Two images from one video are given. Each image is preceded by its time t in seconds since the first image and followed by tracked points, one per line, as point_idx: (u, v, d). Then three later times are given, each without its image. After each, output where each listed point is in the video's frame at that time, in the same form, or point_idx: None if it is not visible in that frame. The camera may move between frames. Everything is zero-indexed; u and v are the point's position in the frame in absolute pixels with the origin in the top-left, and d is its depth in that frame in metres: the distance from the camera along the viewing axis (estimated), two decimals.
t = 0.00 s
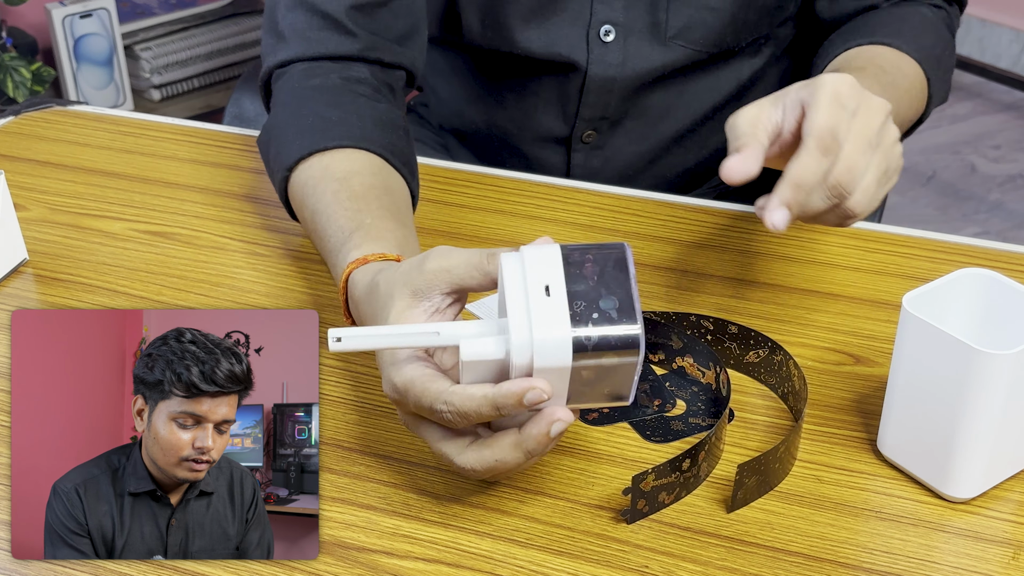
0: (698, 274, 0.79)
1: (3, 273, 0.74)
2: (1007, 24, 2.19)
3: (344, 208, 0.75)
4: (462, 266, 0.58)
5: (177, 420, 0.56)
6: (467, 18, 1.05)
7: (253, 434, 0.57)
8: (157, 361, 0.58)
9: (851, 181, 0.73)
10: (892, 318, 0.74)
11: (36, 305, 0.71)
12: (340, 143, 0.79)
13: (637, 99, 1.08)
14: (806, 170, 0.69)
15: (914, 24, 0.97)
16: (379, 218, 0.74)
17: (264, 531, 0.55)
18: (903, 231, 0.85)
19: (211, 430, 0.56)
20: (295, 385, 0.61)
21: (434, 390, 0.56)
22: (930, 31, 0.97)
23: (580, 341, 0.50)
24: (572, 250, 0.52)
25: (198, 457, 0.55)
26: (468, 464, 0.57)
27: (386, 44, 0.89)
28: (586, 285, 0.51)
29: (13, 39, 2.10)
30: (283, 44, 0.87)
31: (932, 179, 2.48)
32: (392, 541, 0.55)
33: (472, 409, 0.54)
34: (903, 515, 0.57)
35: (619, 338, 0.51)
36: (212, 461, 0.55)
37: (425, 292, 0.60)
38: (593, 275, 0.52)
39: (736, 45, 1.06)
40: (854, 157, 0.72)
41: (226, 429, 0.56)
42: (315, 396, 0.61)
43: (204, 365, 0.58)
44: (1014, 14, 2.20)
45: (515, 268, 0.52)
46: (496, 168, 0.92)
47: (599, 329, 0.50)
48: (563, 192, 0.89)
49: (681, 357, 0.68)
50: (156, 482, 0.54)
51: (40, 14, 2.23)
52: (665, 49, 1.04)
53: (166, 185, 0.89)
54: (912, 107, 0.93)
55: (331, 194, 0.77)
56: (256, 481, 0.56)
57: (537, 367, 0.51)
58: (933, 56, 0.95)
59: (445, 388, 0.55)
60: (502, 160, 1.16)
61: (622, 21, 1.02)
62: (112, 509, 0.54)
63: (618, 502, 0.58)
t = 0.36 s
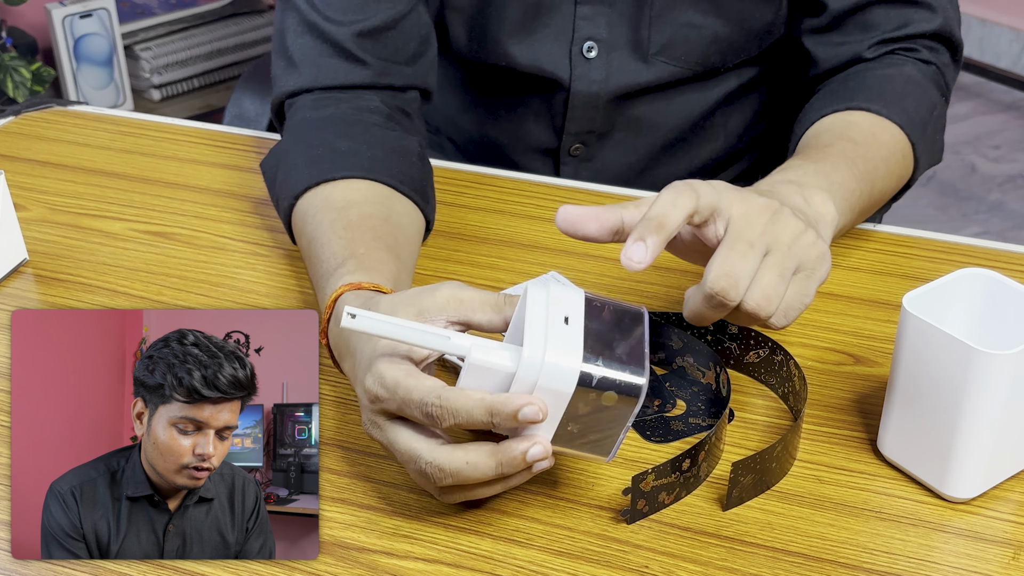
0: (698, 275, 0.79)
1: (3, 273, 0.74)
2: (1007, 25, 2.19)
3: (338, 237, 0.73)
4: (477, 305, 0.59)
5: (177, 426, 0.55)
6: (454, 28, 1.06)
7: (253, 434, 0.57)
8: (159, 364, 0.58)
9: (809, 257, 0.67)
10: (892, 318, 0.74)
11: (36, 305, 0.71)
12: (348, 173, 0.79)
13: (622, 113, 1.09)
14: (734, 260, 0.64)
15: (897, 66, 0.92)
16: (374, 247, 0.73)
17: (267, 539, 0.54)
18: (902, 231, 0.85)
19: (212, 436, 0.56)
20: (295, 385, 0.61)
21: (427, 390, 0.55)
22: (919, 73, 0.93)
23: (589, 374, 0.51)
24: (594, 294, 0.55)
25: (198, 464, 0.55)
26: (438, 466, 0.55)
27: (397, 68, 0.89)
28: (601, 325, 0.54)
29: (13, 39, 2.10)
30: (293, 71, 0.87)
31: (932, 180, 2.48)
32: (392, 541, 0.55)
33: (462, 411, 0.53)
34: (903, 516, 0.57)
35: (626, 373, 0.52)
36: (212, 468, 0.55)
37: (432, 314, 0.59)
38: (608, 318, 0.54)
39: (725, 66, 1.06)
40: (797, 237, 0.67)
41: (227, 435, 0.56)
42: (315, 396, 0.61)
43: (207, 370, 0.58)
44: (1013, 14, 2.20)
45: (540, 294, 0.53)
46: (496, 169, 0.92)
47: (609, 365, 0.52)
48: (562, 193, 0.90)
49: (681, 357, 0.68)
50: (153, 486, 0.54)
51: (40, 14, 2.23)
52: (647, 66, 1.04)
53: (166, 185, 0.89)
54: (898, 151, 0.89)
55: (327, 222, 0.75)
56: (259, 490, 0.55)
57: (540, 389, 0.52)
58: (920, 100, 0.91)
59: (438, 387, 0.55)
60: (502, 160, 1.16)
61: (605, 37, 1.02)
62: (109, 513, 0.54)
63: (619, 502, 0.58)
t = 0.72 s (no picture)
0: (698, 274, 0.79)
1: (3, 273, 0.74)
2: (1007, 25, 2.19)
3: (338, 240, 0.73)
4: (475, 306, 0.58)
5: (177, 427, 0.56)
6: (444, 28, 1.05)
7: (253, 434, 0.57)
8: (159, 365, 0.58)
9: (806, 291, 0.64)
10: (892, 318, 0.74)
11: (36, 305, 0.71)
12: (344, 173, 0.79)
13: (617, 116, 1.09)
14: (728, 297, 0.61)
15: (886, 78, 0.92)
16: (373, 250, 0.73)
17: (266, 542, 0.54)
18: (902, 231, 0.85)
19: (211, 438, 0.56)
20: (295, 385, 0.61)
21: (433, 405, 0.55)
22: (909, 84, 0.92)
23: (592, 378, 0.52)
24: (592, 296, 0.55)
25: (197, 464, 0.55)
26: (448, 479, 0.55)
27: (392, 69, 0.89)
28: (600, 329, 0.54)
29: (13, 39, 2.10)
30: (288, 73, 0.87)
31: (932, 180, 2.48)
32: (392, 541, 0.55)
33: (470, 429, 0.53)
34: (903, 515, 0.57)
35: (630, 375, 0.52)
36: (212, 469, 0.55)
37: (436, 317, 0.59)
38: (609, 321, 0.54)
39: (713, 69, 1.06)
40: (794, 272, 0.64)
41: (226, 437, 0.57)
42: (315, 396, 0.62)
43: (207, 371, 0.58)
44: (1013, 14, 2.21)
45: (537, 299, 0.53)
46: (495, 169, 0.92)
47: (609, 372, 0.52)
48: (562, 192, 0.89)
49: (682, 357, 0.67)
50: (152, 486, 0.54)
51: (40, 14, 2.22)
52: (637, 68, 1.04)
53: (166, 185, 0.89)
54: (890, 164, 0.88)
55: (327, 225, 0.75)
56: (259, 494, 0.56)
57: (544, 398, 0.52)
58: (910, 112, 0.91)
59: (444, 403, 0.55)
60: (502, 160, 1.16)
61: (595, 42, 1.03)
62: (109, 514, 0.54)
63: (619, 502, 0.58)
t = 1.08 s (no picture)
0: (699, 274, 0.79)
1: (3, 273, 0.74)
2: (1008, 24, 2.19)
3: (349, 237, 0.73)
4: (479, 292, 0.56)
5: (186, 433, 0.55)
6: (446, 29, 1.05)
7: (253, 434, 0.57)
8: (170, 370, 0.58)
9: (823, 307, 0.65)
10: (892, 318, 0.74)
11: (36, 304, 0.71)
12: (349, 173, 0.79)
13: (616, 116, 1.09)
14: (758, 295, 0.61)
15: (886, 102, 0.92)
16: (384, 247, 0.72)
17: (272, 549, 0.54)
18: (902, 231, 0.85)
19: (221, 445, 0.56)
20: (295, 385, 0.61)
21: (463, 425, 0.55)
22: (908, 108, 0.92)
23: (604, 380, 0.49)
24: (584, 286, 0.49)
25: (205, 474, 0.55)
26: (497, 478, 0.57)
27: (392, 72, 0.89)
28: (604, 323, 0.49)
29: (13, 39, 2.10)
30: (289, 73, 0.87)
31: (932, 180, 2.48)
32: (392, 540, 0.55)
33: (505, 447, 0.54)
34: (903, 515, 0.57)
35: (645, 367, 0.49)
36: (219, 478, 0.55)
37: (444, 317, 0.58)
38: (611, 310, 0.49)
39: (709, 78, 1.07)
40: (820, 287, 0.64)
41: (236, 445, 0.56)
42: (315, 396, 0.61)
43: (220, 378, 0.57)
44: (1012, 13, 2.21)
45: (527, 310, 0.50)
46: (495, 169, 0.92)
47: (620, 369, 0.49)
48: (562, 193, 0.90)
49: (681, 357, 0.68)
50: (158, 491, 0.54)
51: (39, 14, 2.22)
52: (635, 74, 1.05)
53: (166, 185, 0.89)
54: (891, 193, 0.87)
55: (336, 223, 0.75)
56: (265, 498, 0.56)
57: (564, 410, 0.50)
58: (909, 137, 0.90)
59: (475, 423, 0.55)
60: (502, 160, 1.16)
61: (593, 48, 1.02)
62: (112, 516, 0.54)
63: (619, 502, 0.58)
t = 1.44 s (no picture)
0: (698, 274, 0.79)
1: (3, 273, 0.74)
2: (1008, 24, 2.20)
3: (347, 240, 0.73)
4: (441, 318, 0.55)
5: (189, 429, 0.55)
6: (451, 31, 1.06)
7: (253, 434, 0.57)
8: (172, 368, 0.58)
9: (812, 273, 0.68)
10: (892, 318, 0.74)
11: (35, 304, 0.71)
12: (347, 173, 0.79)
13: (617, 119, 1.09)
14: (741, 262, 0.65)
15: (894, 112, 0.92)
16: (382, 250, 0.72)
17: (275, 550, 0.54)
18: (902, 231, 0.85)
19: (225, 440, 0.56)
20: (295, 385, 0.61)
21: (452, 470, 0.55)
22: (916, 115, 0.93)
23: (579, 418, 0.49)
24: (536, 334, 0.47)
25: (210, 468, 0.55)
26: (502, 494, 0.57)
27: (393, 76, 0.89)
28: (568, 367, 0.48)
29: (13, 39, 2.10)
30: (289, 74, 0.87)
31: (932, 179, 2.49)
32: (392, 539, 0.55)
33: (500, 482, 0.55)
34: (903, 514, 0.57)
35: (619, 395, 0.48)
36: (223, 472, 0.55)
37: (415, 350, 0.58)
38: (571, 353, 0.47)
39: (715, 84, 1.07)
40: (807, 251, 0.68)
41: (239, 441, 0.56)
42: (315, 396, 0.61)
43: (222, 374, 0.57)
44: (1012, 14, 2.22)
45: (486, 365, 0.49)
46: (495, 170, 0.92)
47: (592, 407, 0.49)
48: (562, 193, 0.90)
49: (681, 357, 0.69)
50: (162, 488, 0.54)
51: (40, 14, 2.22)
52: (640, 82, 1.05)
53: (166, 184, 0.89)
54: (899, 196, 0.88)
55: (333, 225, 0.75)
56: (269, 501, 0.56)
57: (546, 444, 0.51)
58: (916, 142, 0.91)
59: (463, 468, 0.55)
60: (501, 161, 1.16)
61: (599, 55, 1.03)
62: (115, 514, 0.54)
63: (619, 501, 0.58)
